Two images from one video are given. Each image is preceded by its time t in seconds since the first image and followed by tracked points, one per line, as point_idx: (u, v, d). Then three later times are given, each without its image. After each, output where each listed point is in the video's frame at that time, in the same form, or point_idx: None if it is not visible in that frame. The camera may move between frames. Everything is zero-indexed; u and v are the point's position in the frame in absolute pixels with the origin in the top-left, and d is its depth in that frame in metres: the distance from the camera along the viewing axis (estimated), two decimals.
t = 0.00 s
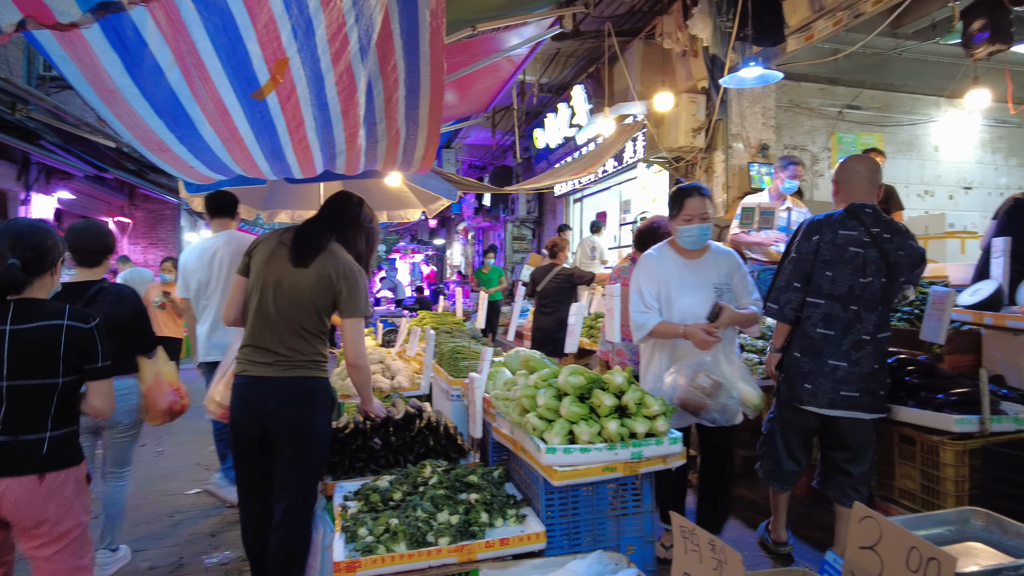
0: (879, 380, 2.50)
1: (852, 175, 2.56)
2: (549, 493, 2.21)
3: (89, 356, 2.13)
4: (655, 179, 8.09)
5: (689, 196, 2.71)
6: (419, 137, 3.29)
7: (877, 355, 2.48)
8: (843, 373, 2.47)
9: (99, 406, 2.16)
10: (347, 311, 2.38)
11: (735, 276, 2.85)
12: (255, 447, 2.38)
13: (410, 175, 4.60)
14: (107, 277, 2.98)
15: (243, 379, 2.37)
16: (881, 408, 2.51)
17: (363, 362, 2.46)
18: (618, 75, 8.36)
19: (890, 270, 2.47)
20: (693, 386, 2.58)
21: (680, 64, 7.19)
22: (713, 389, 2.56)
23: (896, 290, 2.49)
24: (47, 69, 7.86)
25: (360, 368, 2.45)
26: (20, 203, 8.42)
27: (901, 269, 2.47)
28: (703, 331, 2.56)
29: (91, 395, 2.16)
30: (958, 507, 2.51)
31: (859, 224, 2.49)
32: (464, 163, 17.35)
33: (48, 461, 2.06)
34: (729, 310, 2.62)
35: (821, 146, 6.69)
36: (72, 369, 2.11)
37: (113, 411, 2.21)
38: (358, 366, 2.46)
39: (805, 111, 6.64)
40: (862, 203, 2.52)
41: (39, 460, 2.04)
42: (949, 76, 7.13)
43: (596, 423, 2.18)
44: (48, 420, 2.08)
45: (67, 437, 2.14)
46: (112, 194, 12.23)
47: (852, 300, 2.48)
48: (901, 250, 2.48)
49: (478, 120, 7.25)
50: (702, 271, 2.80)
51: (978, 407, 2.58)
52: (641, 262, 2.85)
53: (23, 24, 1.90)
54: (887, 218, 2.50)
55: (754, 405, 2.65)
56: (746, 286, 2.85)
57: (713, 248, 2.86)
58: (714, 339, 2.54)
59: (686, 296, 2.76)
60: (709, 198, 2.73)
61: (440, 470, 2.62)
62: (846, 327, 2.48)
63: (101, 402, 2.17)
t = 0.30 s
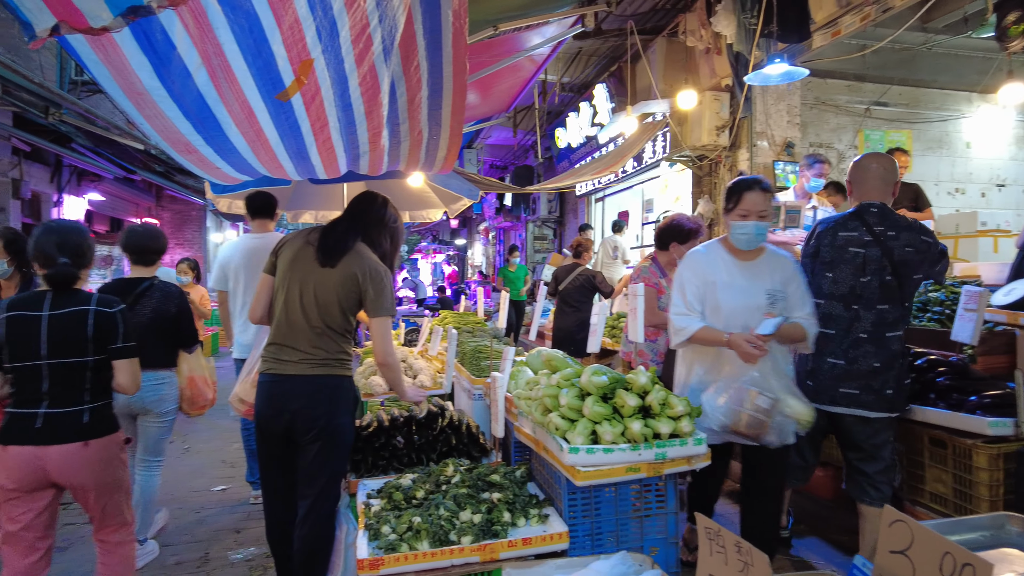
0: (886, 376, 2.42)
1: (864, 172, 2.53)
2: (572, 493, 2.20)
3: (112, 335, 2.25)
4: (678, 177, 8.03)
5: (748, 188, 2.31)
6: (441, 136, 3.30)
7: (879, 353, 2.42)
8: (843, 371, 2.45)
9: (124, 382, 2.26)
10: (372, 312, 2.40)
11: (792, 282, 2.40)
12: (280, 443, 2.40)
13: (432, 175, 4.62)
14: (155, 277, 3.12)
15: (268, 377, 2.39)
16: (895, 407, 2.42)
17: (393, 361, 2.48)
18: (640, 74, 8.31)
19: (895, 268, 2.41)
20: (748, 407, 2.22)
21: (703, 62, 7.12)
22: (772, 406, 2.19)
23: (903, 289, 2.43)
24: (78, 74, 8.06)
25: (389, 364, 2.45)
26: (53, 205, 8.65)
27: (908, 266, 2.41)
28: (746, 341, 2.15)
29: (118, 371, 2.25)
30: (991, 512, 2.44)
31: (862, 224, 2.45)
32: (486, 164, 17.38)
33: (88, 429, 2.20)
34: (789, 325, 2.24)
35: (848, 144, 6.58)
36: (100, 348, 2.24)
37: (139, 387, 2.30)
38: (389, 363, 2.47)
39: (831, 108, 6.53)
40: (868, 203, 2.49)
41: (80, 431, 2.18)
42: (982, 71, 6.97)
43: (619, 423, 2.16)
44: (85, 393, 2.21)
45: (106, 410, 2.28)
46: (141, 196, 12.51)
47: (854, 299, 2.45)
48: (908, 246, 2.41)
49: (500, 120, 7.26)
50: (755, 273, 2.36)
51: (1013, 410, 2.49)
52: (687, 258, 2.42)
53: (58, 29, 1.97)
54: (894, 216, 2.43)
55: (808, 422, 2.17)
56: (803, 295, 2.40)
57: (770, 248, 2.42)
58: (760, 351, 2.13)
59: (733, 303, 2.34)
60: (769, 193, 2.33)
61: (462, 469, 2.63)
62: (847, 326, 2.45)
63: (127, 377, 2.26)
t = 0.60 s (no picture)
0: (863, 374, 2.44)
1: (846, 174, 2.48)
2: (593, 495, 2.19)
3: (177, 335, 2.44)
4: (697, 176, 7.96)
5: (773, 177, 2.05)
6: (460, 135, 3.30)
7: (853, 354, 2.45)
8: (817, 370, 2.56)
9: (183, 377, 2.43)
10: (398, 312, 2.42)
11: (844, 275, 2.08)
12: (302, 441, 2.41)
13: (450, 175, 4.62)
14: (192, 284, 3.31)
15: (290, 376, 2.40)
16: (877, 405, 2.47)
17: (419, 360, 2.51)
18: (659, 72, 8.27)
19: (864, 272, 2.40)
20: (801, 414, 1.91)
21: (723, 59, 7.06)
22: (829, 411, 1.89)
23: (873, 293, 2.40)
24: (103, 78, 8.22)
25: (421, 363, 2.49)
26: (77, 206, 8.83)
27: (878, 270, 2.37)
28: (789, 344, 1.90)
29: (177, 367, 2.42)
30: None
31: (834, 231, 2.47)
32: (503, 164, 17.40)
33: (155, 416, 2.40)
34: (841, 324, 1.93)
35: (872, 141, 6.47)
36: (164, 347, 2.43)
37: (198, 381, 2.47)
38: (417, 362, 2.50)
39: (854, 105, 6.44)
40: (843, 210, 2.48)
41: (147, 417, 2.38)
42: (1011, 66, 6.82)
43: (642, 424, 2.14)
44: (152, 385, 2.40)
45: (169, 400, 2.48)
46: (162, 196, 12.71)
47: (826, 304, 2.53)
48: (876, 248, 2.37)
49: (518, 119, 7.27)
50: (800, 267, 2.06)
51: None
52: (722, 256, 2.17)
53: (82, 31, 1.99)
54: (865, 220, 2.41)
55: (873, 425, 1.92)
56: (858, 289, 2.09)
57: (817, 237, 2.11)
58: (806, 355, 1.87)
59: (776, 302, 2.05)
60: (800, 178, 2.04)
61: (482, 470, 2.62)
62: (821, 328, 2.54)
63: (189, 373, 2.44)
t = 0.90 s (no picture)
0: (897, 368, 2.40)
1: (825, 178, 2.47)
2: (618, 496, 2.16)
3: (226, 325, 2.73)
4: (720, 174, 7.87)
5: (787, 167, 1.91)
6: (482, 133, 3.28)
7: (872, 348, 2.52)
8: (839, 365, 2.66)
9: (234, 362, 2.74)
10: (421, 310, 2.42)
11: (892, 265, 1.92)
12: (328, 439, 2.41)
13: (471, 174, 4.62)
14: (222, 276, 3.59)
15: (316, 373, 2.41)
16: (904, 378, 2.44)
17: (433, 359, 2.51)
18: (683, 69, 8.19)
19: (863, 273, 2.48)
20: (835, 427, 1.71)
21: (748, 55, 6.97)
22: (869, 428, 1.67)
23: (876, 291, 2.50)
24: (131, 80, 8.37)
25: (429, 364, 2.50)
26: (107, 206, 9.03)
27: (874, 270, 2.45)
28: (836, 343, 1.71)
29: (229, 354, 2.74)
30: None
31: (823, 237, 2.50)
32: (524, 163, 17.41)
33: (203, 397, 2.67)
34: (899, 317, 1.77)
35: (901, 137, 6.33)
36: (215, 336, 2.71)
37: (246, 366, 2.79)
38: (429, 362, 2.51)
39: (882, 101, 6.30)
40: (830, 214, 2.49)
41: (196, 398, 2.65)
42: None
43: (669, 425, 2.11)
44: (200, 370, 2.67)
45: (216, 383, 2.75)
46: (189, 196, 12.93)
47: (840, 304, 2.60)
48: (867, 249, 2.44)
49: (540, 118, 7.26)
50: (839, 261, 1.90)
51: None
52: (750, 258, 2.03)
53: (109, 29, 2.02)
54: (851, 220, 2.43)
55: (924, 441, 1.78)
56: (910, 281, 1.92)
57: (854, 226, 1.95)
58: (855, 354, 1.69)
59: (817, 301, 1.89)
60: (817, 165, 1.88)
61: (506, 469, 2.60)
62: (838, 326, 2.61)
63: (238, 358, 2.75)
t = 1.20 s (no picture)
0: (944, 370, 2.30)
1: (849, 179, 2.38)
2: (653, 500, 2.10)
3: (260, 325, 2.75)
4: (755, 171, 7.69)
5: (826, 152, 1.78)
6: (513, 130, 3.24)
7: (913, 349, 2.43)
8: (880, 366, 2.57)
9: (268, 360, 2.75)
10: (455, 308, 2.40)
11: (960, 265, 1.69)
12: (360, 437, 2.41)
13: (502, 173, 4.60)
14: (266, 275, 3.87)
15: (349, 371, 2.41)
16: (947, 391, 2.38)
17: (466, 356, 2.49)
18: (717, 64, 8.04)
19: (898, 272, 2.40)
20: (851, 440, 1.61)
21: (784, 49, 6.80)
22: (889, 443, 1.56)
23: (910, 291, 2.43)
24: (168, 84, 8.57)
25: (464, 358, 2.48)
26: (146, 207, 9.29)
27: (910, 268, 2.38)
28: (863, 344, 1.62)
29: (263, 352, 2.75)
30: None
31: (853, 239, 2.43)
32: (555, 162, 17.34)
33: (236, 392, 2.69)
34: (944, 323, 1.57)
35: (946, 131, 6.09)
36: (250, 335, 2.74)
37: (279, 364, 2.83)
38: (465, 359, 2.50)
39: (925, 94, 6.08)
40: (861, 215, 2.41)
41: (229, 393, 2.67)
42: None
43: (706, 428, 2.03)
44: (235, 367, 2.71)
45: (251, 380, 2.77)
46: (224, 198, 13.21)
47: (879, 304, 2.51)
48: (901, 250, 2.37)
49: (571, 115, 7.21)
50: (890, 258, 1.75)
51: None
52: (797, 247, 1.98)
53: (141, 27, 2.05)
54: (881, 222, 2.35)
55: (961, 464, 1.56)
56: (987, 281, 1.67)
57: (921, 219, 1.75)
58: (881, 358, 1.58)
59: (857, 300, 1.77)
60: (862, 148, 1.72)
61: (537, 470, 2.57)
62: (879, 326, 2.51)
63: (272, 356, 2.80)
